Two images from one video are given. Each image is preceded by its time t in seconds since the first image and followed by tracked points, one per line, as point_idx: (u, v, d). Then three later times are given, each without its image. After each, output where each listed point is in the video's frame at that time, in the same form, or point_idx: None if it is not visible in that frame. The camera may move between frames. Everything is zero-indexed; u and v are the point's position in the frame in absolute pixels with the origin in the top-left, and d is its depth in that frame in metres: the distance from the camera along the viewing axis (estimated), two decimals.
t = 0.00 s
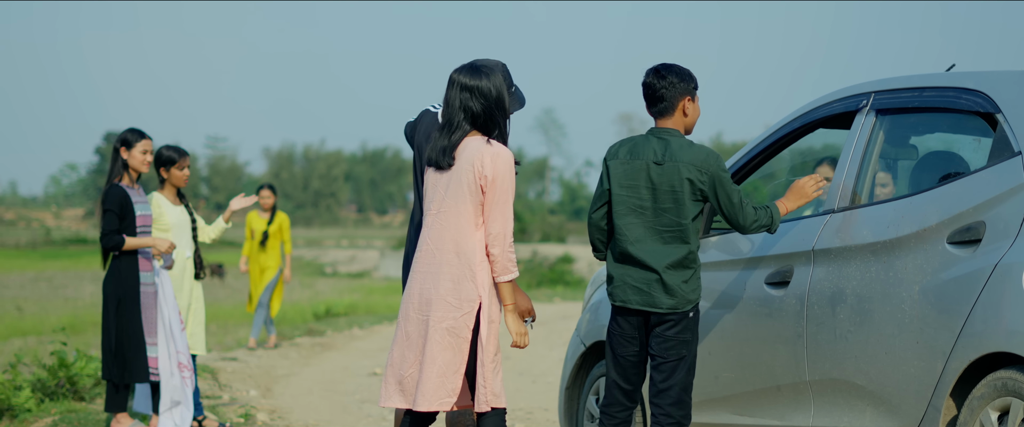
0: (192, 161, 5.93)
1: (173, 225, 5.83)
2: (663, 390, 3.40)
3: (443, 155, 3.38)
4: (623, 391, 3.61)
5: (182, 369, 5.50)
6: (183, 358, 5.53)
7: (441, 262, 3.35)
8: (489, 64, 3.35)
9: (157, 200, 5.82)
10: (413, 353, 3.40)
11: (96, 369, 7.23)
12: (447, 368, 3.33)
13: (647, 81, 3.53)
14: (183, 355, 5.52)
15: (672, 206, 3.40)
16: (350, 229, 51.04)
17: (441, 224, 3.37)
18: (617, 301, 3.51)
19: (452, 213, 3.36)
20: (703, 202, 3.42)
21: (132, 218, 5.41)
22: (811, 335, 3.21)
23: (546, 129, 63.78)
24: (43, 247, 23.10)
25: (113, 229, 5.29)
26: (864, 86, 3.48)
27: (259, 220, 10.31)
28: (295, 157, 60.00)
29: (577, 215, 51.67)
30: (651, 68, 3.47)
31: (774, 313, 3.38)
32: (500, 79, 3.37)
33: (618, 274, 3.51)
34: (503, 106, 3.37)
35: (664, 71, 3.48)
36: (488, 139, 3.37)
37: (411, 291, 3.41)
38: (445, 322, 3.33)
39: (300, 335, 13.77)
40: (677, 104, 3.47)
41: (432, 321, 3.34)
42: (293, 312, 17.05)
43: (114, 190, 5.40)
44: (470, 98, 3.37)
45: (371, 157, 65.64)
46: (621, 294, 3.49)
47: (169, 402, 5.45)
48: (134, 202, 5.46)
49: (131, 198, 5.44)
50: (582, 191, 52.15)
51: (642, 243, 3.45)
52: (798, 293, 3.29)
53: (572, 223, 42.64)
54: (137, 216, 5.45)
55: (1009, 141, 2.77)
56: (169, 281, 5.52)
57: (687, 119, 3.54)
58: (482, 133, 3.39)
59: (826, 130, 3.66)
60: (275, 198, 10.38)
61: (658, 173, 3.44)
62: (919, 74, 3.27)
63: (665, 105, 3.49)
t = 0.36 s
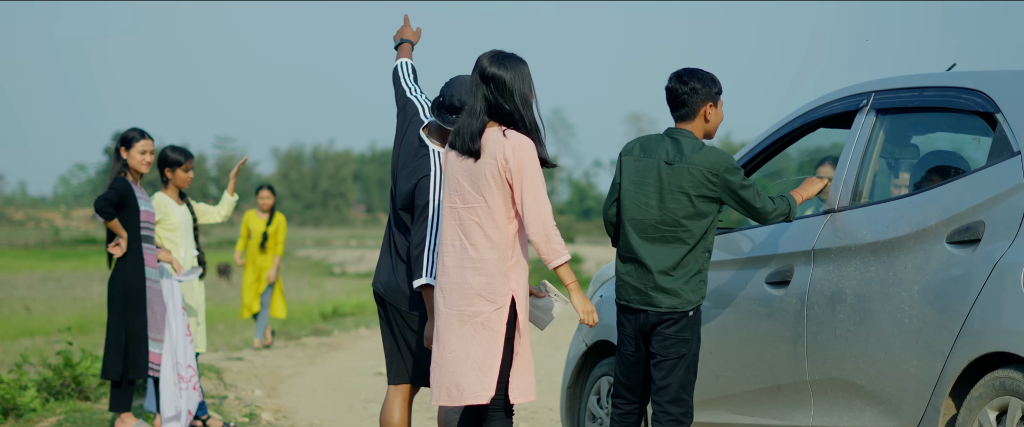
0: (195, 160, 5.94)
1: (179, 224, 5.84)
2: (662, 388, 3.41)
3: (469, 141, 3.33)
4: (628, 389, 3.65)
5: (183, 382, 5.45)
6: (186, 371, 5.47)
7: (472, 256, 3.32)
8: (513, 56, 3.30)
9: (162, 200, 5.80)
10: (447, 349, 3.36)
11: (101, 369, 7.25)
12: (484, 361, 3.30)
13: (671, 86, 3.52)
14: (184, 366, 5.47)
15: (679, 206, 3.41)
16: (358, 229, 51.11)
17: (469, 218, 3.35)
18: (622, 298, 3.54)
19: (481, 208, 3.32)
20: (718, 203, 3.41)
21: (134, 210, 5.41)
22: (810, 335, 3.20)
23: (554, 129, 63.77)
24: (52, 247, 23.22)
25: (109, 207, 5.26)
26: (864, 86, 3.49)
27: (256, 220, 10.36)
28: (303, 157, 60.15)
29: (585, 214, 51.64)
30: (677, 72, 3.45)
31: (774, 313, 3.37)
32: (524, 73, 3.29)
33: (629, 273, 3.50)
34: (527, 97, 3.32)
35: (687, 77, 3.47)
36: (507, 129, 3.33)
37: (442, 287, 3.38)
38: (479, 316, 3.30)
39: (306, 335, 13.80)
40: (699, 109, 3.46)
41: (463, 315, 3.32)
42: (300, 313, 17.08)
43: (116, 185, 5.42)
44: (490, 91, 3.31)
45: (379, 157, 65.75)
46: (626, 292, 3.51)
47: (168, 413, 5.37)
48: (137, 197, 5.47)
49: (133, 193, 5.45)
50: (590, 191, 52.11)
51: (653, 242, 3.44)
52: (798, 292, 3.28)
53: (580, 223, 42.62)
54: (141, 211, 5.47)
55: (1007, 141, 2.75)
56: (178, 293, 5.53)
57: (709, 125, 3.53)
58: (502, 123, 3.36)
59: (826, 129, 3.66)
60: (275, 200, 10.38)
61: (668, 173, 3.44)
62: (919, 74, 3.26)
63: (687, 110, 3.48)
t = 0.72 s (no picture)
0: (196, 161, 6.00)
1: (182, 226, 5.87)
2: (663, 387, 3.43)
3: (470, 140, 3.34)
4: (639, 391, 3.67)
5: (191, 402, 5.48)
6: (194, 390, 5.51)
7: (480, 256, 3.33)
8: (508, 52, 3.33)
9: (165, 199, 5.82)
10: (463, 351, 3.35)
11: (105, 369, 7.28)
12: (500, 362, 3.30)
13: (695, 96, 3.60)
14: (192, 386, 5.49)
15: (681, 201, 3.46)
16: (364, 229, 51.19)
17: (477, 219, 3.35)
18: (629, 293, 3.58)
19: (486, 208, 3.33)
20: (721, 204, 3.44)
21: (133, 213, 5.44)
22: (805, 335, 3.24)
23: (562, 130, 63.87)
24: (59, 248, 23.36)
25: (100, 210, 5.28)
26: (861, 87, 3.54)
27: (255, 221, 10.37)
28: (310, 157, 60.28)
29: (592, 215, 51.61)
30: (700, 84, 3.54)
31: (769, 312, 3.40)
32: (523, 67, 3.33)
33: (632, 269, 3.60)
34: (525, 92, 3.34)
35: (711, 89, 3.56)
36: (508, 127, 3.33)
37: (455, 291, 3.41)
38: (493, 317, 3.30)
39: (311, 335, 13.83)
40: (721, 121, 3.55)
41: (476, 317, 3.33)
42: (307, 313, 17.14)
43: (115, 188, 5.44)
44: (491, 85, 3.32)
45: (385, 157, 65.94)
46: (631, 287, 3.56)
47: None
48: (136, 198, 5.48)
49: (131, 196, 5.46)
50: (597, 192, 52.11)
51: (658, 238, 3.50)
52: (793, 292, 3.32)
53: (586, 223, 42.57)
54: (140, 213, 5.48)
55: (1001, 142, 2.83)
56: (172, 317, 5.48)
57: (731, 138, 3.60)
58: (503, 120, 3.37)
59: (822, 129, 3.72)
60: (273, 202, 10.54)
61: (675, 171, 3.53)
62: (917, 76, 3.34)
63: (709, 121, 3.56)
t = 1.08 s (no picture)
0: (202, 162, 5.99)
1: (187, 227, 5.83)
2: (668, 383, 3.38)
3: (484, 138, 3.31)
4: (648, 389, 3.60)
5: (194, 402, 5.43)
6: (196, 391, 5.46)
7: (490, 254, 3.28)
8: (521, 53, 3.34)
9: (171, 200, 5.80)
10: (474, 352, 3.32)
11: (110, 369, 7.25)
12: (512, 363, 3.24)
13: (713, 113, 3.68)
14: (194, 387, 5.44)
15: (700, 201, 3.46)
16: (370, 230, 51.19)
17: (488, 218, 3.30)
18: (642, 287, 3.52)
19: (498, 208, 3.29)
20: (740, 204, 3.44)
21: (139, 214, 5.40)
22: (791, 336, 3.42)
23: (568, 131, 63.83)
24: (65, 248, 23.41)
25: (98, 210, 5.26)
26: (848, 91, 3.73)
27: (253, 221, 10.38)
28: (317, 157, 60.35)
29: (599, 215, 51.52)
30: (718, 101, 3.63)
31: (757, 313, 3.58)
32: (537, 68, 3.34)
33: (644, 263, 3.56)
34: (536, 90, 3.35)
35: (729, 106, 3.64)
36: (525, 128, 3.31)
37: (464, 290, 3.34)
38: (504, 318, 3.24)
39: (318, 335, 13.82)
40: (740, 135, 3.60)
41: (488, 317, 3.27)
42: (311, 313, 17.13)
43: (121, 187, 5.41)
44: (506, 82, 3.31)
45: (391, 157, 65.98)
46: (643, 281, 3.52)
47: None
48: (142, 199, 5.44)
49: (138, 196, 5.42)
50: (603, 193, 52.04)
51: (675, 237, 3.47)
52: (780, 293, 3.49)
53: (592, 223, 42.49)
54: (146, 214, 5.44)
55: (982, 147, 2.97)
56: (177, 317, 5.47)
57: (751, 153, 3.63)
58: (517, 120, 3.35)
59: (812, 132, 3.91)
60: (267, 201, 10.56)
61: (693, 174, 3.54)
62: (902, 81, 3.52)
63: (728, 135, 3.62)
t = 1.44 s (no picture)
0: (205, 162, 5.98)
1: (189, 226, 5.81)
2: (671, 385, 3.36)
3: (498, 137, 3.25)
4: (650, 390, 3.57)
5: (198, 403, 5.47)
6: (200, 392, 5.50)
7: (487, 257, 3.25)
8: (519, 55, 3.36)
9: (175, 199, 5.78)
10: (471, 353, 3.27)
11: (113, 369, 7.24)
12: (512, 364, 3.23)
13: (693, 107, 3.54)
14: (198, 388, 5.48)
15: (696, 203, 3.40)
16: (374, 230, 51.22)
17: (490, 220, 3.26)
18: (647, 288, 3.48)
19: (505, 211, 3.25)
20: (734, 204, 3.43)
21: (144, 214, 5.39)
22: (756, 337, 3.47)
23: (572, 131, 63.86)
24: (69, 248, 23.47)
25: (108, 208, 5.24)
26: (808, 98, 3.79)
27: (256, 222, 10.35)
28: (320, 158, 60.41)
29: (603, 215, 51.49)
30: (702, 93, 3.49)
31: (722, 314, 3.67)
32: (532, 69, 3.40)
33: (647, 262, 3.51)
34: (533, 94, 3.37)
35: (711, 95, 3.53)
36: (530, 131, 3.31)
37: (460, 292, 3.30)
38: (506, 320, 3.23)
39: (322, 335, 13.81)
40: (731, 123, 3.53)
41: (488, 320, 3.24)
42: (315, 314, 17.13)
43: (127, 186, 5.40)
44: (513, 83, 3.31)
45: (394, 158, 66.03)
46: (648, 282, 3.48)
47: None
48: (147, 198, 5.43)
49: (144, 196, 5.41)
50: (607, 193, 52.01)
51: (672, 239, 3.43)
52: (745, 295, 3.55)
53: (595, 223, 42.51)
54: (152, 213, 5.43)
55: (932, 151, 2.99)
56: (183, 317, 5.49)
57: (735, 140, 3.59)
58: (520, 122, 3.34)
59: (777, 137, 3.97)
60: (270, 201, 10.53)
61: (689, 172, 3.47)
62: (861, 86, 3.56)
63: (722, 125, 3.51)
